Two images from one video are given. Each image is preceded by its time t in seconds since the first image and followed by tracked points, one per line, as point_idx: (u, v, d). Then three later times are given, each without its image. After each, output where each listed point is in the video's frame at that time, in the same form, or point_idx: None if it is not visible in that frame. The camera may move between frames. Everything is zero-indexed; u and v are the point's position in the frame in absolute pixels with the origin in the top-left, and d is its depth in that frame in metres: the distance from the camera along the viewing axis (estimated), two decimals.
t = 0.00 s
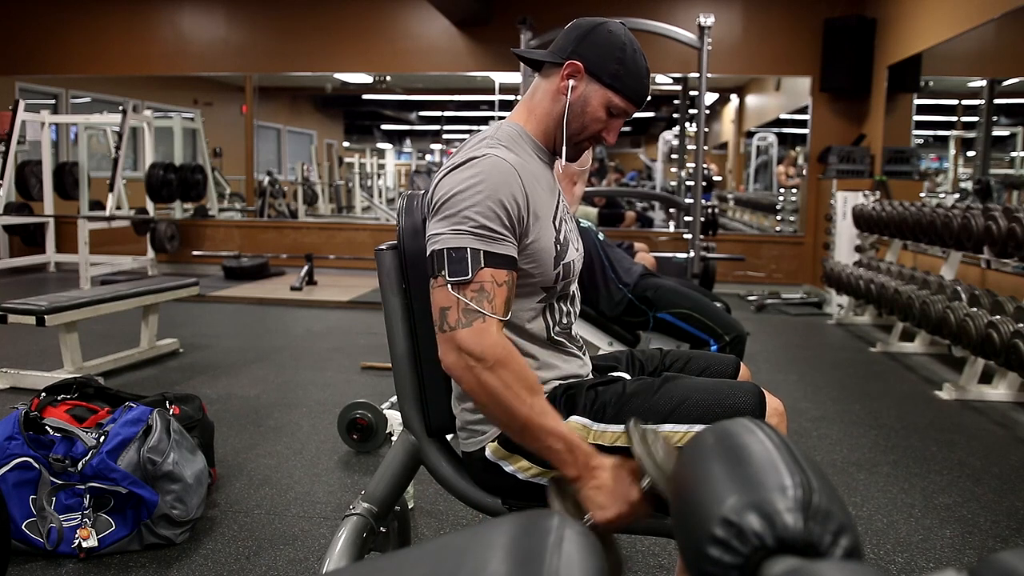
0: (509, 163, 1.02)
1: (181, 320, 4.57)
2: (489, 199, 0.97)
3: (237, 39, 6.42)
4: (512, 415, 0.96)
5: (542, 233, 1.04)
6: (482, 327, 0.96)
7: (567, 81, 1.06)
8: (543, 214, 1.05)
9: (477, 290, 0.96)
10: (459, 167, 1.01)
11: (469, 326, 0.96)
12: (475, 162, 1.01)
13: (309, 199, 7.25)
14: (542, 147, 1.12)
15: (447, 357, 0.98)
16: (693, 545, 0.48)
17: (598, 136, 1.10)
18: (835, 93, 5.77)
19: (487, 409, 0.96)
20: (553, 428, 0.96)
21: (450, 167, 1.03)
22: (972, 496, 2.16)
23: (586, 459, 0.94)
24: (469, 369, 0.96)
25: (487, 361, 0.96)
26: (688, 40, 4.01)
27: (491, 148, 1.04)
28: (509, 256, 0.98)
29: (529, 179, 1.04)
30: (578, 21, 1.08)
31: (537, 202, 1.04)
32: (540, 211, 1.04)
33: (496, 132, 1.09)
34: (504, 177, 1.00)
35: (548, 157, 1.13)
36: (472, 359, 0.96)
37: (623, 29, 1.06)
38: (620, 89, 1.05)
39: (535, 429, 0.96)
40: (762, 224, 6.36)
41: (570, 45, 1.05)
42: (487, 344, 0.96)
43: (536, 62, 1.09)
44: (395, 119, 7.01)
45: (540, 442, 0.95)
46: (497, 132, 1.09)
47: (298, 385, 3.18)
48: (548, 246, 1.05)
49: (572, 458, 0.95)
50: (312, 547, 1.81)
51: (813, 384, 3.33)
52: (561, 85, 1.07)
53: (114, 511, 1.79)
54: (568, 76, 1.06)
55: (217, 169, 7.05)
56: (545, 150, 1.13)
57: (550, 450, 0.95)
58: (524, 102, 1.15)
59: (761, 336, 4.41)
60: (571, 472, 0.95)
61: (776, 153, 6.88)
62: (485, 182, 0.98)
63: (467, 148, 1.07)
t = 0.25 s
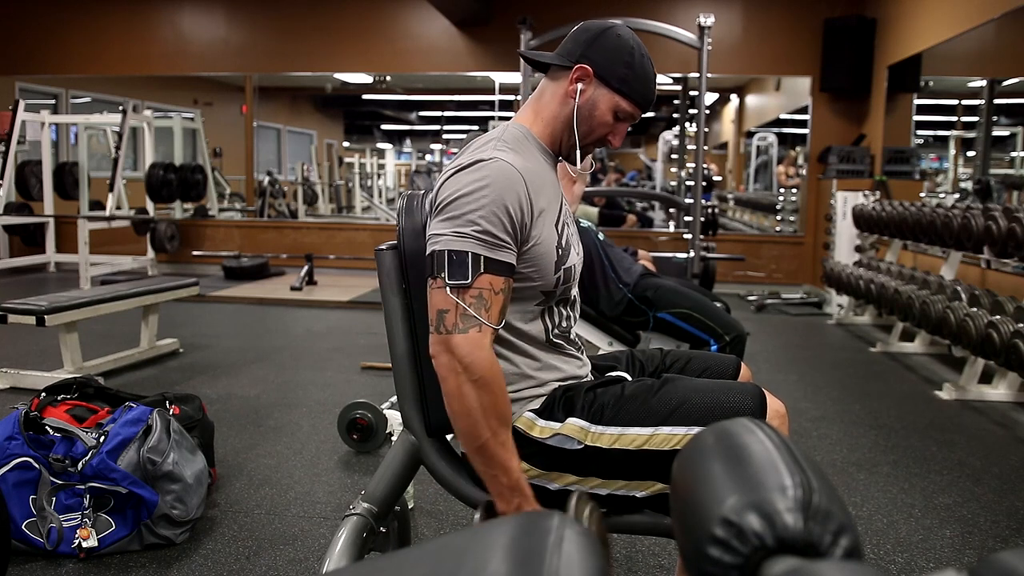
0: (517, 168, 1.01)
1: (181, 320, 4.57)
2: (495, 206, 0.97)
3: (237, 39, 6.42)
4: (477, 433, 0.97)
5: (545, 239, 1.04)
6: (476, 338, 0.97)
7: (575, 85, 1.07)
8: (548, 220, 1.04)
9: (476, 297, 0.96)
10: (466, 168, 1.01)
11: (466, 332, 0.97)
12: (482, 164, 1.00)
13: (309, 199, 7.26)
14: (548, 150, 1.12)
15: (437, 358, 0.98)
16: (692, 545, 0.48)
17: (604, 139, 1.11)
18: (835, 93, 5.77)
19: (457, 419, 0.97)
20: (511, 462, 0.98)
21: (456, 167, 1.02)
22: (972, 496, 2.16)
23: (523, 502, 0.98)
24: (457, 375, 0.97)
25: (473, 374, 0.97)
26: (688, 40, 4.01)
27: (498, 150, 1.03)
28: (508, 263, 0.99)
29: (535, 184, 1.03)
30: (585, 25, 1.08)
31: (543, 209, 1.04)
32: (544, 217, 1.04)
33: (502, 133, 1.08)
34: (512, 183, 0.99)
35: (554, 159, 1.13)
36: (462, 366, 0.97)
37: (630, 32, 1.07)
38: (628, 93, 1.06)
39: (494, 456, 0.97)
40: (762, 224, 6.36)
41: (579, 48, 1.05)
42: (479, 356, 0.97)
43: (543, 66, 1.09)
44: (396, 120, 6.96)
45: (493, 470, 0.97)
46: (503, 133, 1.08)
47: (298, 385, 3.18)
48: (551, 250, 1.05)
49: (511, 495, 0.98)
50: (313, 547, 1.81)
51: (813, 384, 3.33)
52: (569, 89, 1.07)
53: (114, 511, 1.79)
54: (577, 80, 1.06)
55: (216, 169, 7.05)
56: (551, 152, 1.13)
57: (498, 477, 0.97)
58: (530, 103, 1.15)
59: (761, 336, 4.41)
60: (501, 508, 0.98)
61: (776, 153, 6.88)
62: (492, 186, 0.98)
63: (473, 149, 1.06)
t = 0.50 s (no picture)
0: (526, 173, 1.01)
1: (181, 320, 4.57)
2: (497, 208, 0.97)
3: (237, 39, 6.42)
4: (450, 435, 0.98)
5: (547, 243, 1.04)
6: (470, 342, 0.98)
7: (582, 89, 1.07)
8: (551, 224, 1.04)
9: (474, 299, 0.97)
10: (474, 167, 1.00)
11: (462, 334, 0.97)
12: (490, 165, 0.99)
13: (309, 199, 7.26)
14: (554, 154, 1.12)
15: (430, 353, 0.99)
16: (693, 545, 0.48)
17: (610, 141, 1.12)
18: (835, 93, 5.77)
19: (436, 416, 0.98)
20: (476, 469, 1.00)
21: (463, 166, 1.02)
22: (972, 496, 2.16)
23: (476, 509, 1.00)
24: (447, 375, 0.98)
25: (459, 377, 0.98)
26: (688, 40, 4.01)
27: (506, 151, 1.03)
28: (508, 267, 0.99)
29: (541, 189, 1.03)
30: (587, 28, 1.08)
31: (547, 215, 1.03)
32: (548, 222, 1.04)
33: (507, 133, 1.08)
34: (518, 188, 0.99)
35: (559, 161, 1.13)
36: (452, 366, 0.98)
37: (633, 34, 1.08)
38: (634, 95, 1.07)
39: (462, 459, 0.99)
40: (762, 224, 6.35)
41: (584, 52, 1.05)
42: (471, 360, 0.98)
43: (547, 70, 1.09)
44: (395, 119, 7.00)
45: (458, 472, 0.99)
46: (509, 133, 1.07)
47: (298, 385, 3.18)
48: (554, 253, 1.05)
49: (466, 500, 1.01)
50: (313, 547, 1.81)
51: (813, 384, 3.33)
52: (575, 93, 1.08)
53: (114, 511, 1.79)
54: (583, 84, 1.06)
55: (216, 169, 7.05)
56: (556, 154, 1.12)
57: (458, 481, 0.99)
58: (532, 105, 1.14)
59: (762, 336, 4.41)
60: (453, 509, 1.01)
61: (776, 153, 6.88)
62: (497, 190, 0.98)
63: (481, 147, 1.06)
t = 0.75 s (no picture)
0: (524, 176, 1.00)
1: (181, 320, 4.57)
2: (491, 208, 0.97)
3: (237, 39, 6.43)
4: (433, 432, 0.98)
5: (544, 245, 1.04)
6: (459, 340, 0.98)
7: (584, 90, 1.07)
8: (549, 226, 1.04)
9: (464, 298, 0.97)
10: (472, 166, 1.00)
11: (451, 333, 0.97)
12: (488, 166, 0.99)
13: (310, 199, 7.27)
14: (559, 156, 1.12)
15: (420, 349, 0.99)
16: (693, 545, 0.48)
17: (614, 141, 1.12)
18: (835, 93, 5.77)
19: (420, 412, 0.98)
20: (456, 467, 1.00)
21: (462, 165, 1.02)
22: (972, 496, 2.16)
23: (453, 507, 1.01)
24: (434, 372, 0.98)
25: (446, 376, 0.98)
26: (688, 40, 4.01)
27: (507, 153, 1.03)
28: (500, 267, 0.99)
29: (540, 192, 1.02)
30: (587, 28, 1.08)
31: (544, 219, 1.03)
32: (546, 224, 1.03)
33: (509, 134, 1.08)
34: (514, 190, 0.99)
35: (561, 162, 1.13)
36: (440, 363, 0.98)
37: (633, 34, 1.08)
38: (637, 95, 1.07)
39: (443, 457, 0.99)
40: (762, 224, 6.36)
41: (586, 53, 1.05)
42: (461, 359, 0.98)
43: (547, 73, 1.09)
44: (395, 119, 7.01)
45: (437, 469, 0.99)
46: (511, 134, 1.07)
47: (298, 385, 3.18)
48: (551, 255, 1.05)
49: (444, 497, 1.01)
50: (313, 547, 1.81)
51: (813, 384, 3.33)
52: (577, 94, 1.08)
53: (114, 511, 1.79)
54: (586, 85, 1.06)
55: (217, 169, 7.05)
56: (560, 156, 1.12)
57: (437, 478, 0.99)
58: (534, 107, 1.14)
59: (762, 336, 4.41)
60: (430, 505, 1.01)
61: (776, 153, 6.88)
62: (492, 191, 0.98)
63: (481, 147, 1.06)
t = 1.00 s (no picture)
0: (518, 173, 1.00)
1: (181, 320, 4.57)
2: (484, 206, 0.97)
3: (237, 39, 6.43)
4: (432, 431, 0.98)
5: (541, 241, 1.03)
6: (454, 338, 0.98)
7: (587, 90, 1.07)
8: (546, 223, 1.03)
9: (458, 297, 0.97)
10: (466, 165, 1.00)
11: (446, 331, 0.97)
12: (481, 164, 0.99)
13: (309, 199, 7.27)
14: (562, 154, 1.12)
15: (416, 348, 1.00)
16: (692, 545, 0.48)
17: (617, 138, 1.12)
18: (835, 93, 5.77)
19: (418, 411, 0.98)
20: (458, 466, 1.00)
21: (456, 164, 1.02)
22: (972, 496, 2.16)
23: (456, 506, 1.01)
24: (430, 371, 0.98)
25: (442, 375, 0.98)
26: (688, 40, 4.01)
27: (501, 151, 1.02)
28: (495, 265, 0.99)
29: (536, 189, 1.02)
30: (587, 26, 1.08)
31: (540, 215, 1.03)
32: (543, 221, 1.03)
33: (506, 132, 1.08)
34: (507, 188, 0.99)
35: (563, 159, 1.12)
36: (436, 362, 0.98)
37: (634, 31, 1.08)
38: (639, 92, 1.07)
39: (444, 455, 0.99)
40: (762, 224, 6.36)
41: (587, 51, 1.05)
42: (455, 357, 0.98)
43: (548, 73, 1.09)
44: (395, 119, 7.01)
45: (439, 468, 0.99)
46: (508, 133, 1.07)
47: (298, 385, 3.18)
48: (549, 251, 1.05)
49: (447, 496, 1.01)
50: (313, 547, 1.81)
51: (813, 384, 3.33)
52: (580, 94, 1.08)
53: (114, 511, 1.79)
54: (587, 84, 1.06)
55: (216, 169, 7.05)
56: (563, 154, 1.12)
57: (439, 476, 0.99)
58: (535, 106, 1.14)
59: (762, 336, 4.41)
60: (434, 504, 1.01)
61: (776, 153, 6.88)
62: (484, 189, 0.97)
63: (477, 146, 1.06)
